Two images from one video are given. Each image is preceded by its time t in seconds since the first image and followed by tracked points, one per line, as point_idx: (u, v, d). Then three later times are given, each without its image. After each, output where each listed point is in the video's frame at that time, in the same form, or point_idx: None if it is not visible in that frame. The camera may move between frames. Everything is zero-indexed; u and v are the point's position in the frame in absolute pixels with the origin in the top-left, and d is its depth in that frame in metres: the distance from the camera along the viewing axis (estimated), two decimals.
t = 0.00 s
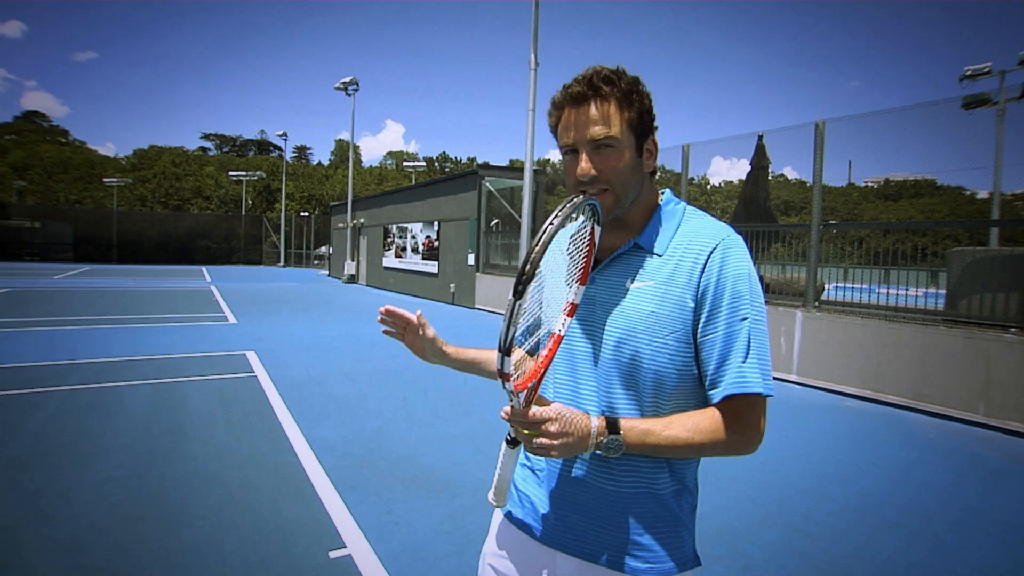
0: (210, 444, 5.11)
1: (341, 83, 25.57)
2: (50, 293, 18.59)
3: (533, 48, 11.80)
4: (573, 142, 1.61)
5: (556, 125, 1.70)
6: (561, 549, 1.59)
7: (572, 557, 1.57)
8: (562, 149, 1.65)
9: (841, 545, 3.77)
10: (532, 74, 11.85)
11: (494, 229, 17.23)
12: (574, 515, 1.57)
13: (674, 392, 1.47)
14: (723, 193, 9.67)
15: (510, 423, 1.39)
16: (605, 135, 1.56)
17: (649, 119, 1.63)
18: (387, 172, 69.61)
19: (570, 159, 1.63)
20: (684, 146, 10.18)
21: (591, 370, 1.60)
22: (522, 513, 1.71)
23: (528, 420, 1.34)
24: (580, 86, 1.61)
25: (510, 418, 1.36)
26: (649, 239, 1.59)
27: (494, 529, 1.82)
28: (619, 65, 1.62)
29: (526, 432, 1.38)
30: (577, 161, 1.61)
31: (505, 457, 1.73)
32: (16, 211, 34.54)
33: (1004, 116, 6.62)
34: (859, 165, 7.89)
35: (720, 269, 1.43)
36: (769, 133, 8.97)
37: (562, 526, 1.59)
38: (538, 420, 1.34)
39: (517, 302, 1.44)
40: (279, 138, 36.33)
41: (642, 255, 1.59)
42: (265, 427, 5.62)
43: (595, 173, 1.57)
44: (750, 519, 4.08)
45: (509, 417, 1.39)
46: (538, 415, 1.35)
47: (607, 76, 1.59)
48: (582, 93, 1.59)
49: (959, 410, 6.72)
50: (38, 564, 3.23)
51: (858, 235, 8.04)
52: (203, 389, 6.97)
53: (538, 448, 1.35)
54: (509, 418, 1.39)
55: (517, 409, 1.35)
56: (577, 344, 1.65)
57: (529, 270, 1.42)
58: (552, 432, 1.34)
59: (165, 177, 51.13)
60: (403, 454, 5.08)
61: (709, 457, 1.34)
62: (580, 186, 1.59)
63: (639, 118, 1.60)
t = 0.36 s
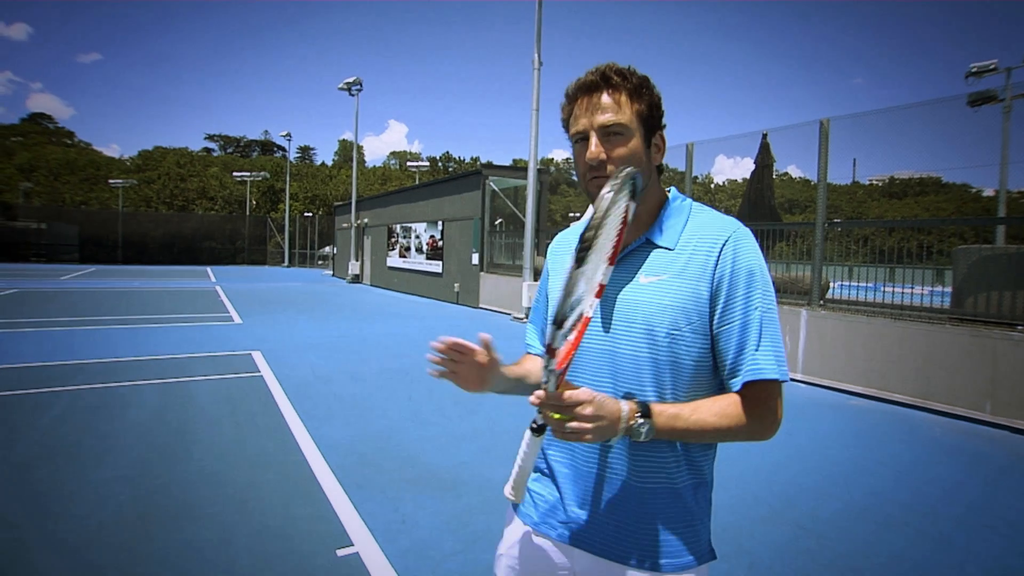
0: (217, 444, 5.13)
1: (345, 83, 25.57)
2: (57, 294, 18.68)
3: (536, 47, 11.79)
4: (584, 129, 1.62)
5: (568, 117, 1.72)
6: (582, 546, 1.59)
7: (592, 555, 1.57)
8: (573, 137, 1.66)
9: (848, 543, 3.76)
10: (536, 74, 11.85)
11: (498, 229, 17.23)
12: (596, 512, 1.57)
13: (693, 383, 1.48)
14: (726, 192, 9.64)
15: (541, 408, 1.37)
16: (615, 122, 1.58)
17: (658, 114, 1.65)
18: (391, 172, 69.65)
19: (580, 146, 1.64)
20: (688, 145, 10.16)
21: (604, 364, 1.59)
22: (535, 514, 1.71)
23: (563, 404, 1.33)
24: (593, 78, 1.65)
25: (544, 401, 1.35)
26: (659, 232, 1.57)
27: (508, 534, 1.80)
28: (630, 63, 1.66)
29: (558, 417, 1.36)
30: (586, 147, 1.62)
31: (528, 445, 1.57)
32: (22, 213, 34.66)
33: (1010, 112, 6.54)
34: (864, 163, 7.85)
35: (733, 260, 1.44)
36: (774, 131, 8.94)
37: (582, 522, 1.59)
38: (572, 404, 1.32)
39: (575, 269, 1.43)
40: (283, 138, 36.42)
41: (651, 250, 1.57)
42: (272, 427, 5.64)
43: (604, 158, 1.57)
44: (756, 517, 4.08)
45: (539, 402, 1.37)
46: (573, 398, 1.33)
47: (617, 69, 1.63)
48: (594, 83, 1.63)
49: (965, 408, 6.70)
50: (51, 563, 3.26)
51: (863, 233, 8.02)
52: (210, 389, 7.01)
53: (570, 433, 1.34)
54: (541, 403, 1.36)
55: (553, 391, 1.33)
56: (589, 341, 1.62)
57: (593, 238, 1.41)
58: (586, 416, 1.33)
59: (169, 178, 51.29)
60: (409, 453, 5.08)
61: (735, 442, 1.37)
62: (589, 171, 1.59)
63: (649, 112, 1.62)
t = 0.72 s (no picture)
0: (221, 447, 5.15)
1: (349, 87, 25.68)
2: (62, 297, 18.81)
3: (540, 52, 11.84)
4: (592, 130, 1.61)
5: (573, 119, 1.71)
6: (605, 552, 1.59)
7: (614, 558, 1.58)
8: (579, 138, 1.64)
9: (852, 547, 3.75)
10: (539, 78, 11.89)
11: (501, 232, 17.26)
12: (611, 515, 1.58)
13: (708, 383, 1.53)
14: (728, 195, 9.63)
15: (611, 426, 1.41)
16: (625, 125, 1.58)
17: (663, 119, 1.66)
18: (394, 176, 69.79)
19: (587, 148, 1.62)
20: (691, 149, 10.17)
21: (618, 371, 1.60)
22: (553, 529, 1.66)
23: (638, 417, 1.39)
24: (602, 80, 1.63)
25: (618, 418, 1.40)
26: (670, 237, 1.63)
27: (514, 554, 1.77)
28: (636, 67, 1.66)
29: (627, 431, 1.41)
30: (594, 150, 1.61)
31: (574, 470, 1.49)
32: (28, 216, 34.92)
33: (1014, 114, 6.59)
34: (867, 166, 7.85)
35: (744, 262, 1.52)
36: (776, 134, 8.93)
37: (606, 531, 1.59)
38: (645, 417, 1.38)
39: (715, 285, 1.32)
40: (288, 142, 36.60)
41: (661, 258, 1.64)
42: (276, 429, 5.66)
43: (613, 162, 1.58)
44: (759, 520, 4.08)
45: (609, 421, 1.41)
46: (644, 411, 1.39)
47: (626, 72, 1.62)
48: (604, 86, 1.61)
49: (970, 412, 6.66)
50: (57, 564, 3.28)
51: (867, 237, 8.01)
52: (215, 391, 7.04)
53: (644, 446, 1.39)
54: (612, 421, 1.40)
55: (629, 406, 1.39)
56: (602, 349, 1.61)
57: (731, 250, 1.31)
58: (657, 426, 1.39)
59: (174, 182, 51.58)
60: (413, 456, 5.09)
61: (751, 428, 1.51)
62: (597, 174, 1.59)
63: (655, 117, 1.63)
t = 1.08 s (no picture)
0: (223, 444, 5.16)
1: (351, 86, 25.68)
2: (65, 295, 18.83)
3: (542, 51, 11.84)
4: (596, 133, 1.60)
5: (573, 117, 1.68)
6: (616, 550, 1.59)
7: (626, 554, 1.58)
8: (581, 139, 1.62)
9: (853, 546, 3.75)
10: (540, 77, 11.88)
11: (503, 231, 17.27)
12: (623, 512, 1.58)
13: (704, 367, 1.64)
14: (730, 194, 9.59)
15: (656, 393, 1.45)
16: (629, 131, 1.58)
17: (664, 123, 1.67)
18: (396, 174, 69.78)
19: (589, 151, 1.61)
20: (693, 147, 10.15)
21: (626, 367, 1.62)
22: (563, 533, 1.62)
23: (682, 382, 1.45)
24: (608, 81, 1.61)
25: (665, 381, 1.44)
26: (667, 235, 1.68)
27: (513, 561, 1.72)
28: (640, 68, 1.65)
29: (667, 399, 1.46)
30: (597, 153, 1.60)
31: (612, 444, 1.48)
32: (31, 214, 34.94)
33: (1018, 114, 6.58)
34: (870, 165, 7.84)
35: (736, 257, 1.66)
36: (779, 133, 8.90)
37: (619, 528, 1.58)
38: (688, 383, 1.45)
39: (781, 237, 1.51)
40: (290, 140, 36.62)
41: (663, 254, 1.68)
42: (277, 427, 5.66)
43: (617, 167, 1.58)
44: (761, 519, 4.08)
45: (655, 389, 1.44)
46: (686, 377, 1.46)
47: (632, 76, 1.61)
48: (611, 88, 1.59)
49: (972, 412, 6.64)
50: (59, 561, 3.29)
51: (869, 236, 8.00)
52: (217, 389, 7.05)
53: (686, 413, 1.46)
54: (659, 387, 1.44)
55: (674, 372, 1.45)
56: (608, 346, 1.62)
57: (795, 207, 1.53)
58: (695, 394, 1.47)
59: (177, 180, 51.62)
60: (414, 453, 5.10)
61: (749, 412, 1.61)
62: (599, 178, 1.59)
63: (657, 121, 1.64)
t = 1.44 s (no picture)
0: (226, 440, 5.18)
1: (353, 82, 25.64)
2: (68, 292, 18.87)
3: (544, 47, 11.80)
4: (597, 138, 1.59)
5: (574, 119, 1.67)
6: (619, 551, 1.59)
7: (629, 554, 1.58)
8: (582, 144, 1.62)
9: (853, 543, 3.75)
10: (542, 73, 11.84)
11: (504, 227, 17.25)
12: (626, 512, 1.59)
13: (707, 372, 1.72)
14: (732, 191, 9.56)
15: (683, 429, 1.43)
16: (631, 136, 1.57)
17: (665, 127, 1.67)
18: (398, 171, 69.80)
19: (590, 155, 1.61)
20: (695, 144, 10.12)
21: (635, 367, 1.63)
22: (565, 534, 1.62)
23: (709, 417, 1.45)
24: (611, 85, 1.60)
25: (695, 419, 1.43)
26: (670, 234, 1.69)
27: (514, 563, 1.71)
28: (643, 71, 1.64)
29: (693, 432, 1.45)
30: (598, 158, 1.60)
31: (630, 474, 1.48)
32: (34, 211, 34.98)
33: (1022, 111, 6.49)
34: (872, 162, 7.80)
35: (729, 251, 1.73)
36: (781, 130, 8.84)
37: (622, 529, 1.58)
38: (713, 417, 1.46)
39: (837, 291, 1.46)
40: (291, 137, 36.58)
41: (669, 254, 1.69)
42: (280, 424, 5.68)
43: (618, 172, 1.58)
44: (761, 516, 4.08)
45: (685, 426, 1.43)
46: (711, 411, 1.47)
47: (634, 80, 1.60)
48: (614, 93, 1.58)
49: (974, 409, 6.63)
50: (62, 557, 3.30)
51: (872, 233, 7.97)
52: (220, 386, 7.07)
53: (709, 443, 1.47)
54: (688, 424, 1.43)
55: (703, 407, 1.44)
56: (613, 342, 1.62)
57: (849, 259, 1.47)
58: (717, 423, 1.48)
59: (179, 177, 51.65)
60: (416, 450, 5.11)
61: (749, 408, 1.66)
62: (601, 183, 1.59)
63: (658, 125, 1.63)
